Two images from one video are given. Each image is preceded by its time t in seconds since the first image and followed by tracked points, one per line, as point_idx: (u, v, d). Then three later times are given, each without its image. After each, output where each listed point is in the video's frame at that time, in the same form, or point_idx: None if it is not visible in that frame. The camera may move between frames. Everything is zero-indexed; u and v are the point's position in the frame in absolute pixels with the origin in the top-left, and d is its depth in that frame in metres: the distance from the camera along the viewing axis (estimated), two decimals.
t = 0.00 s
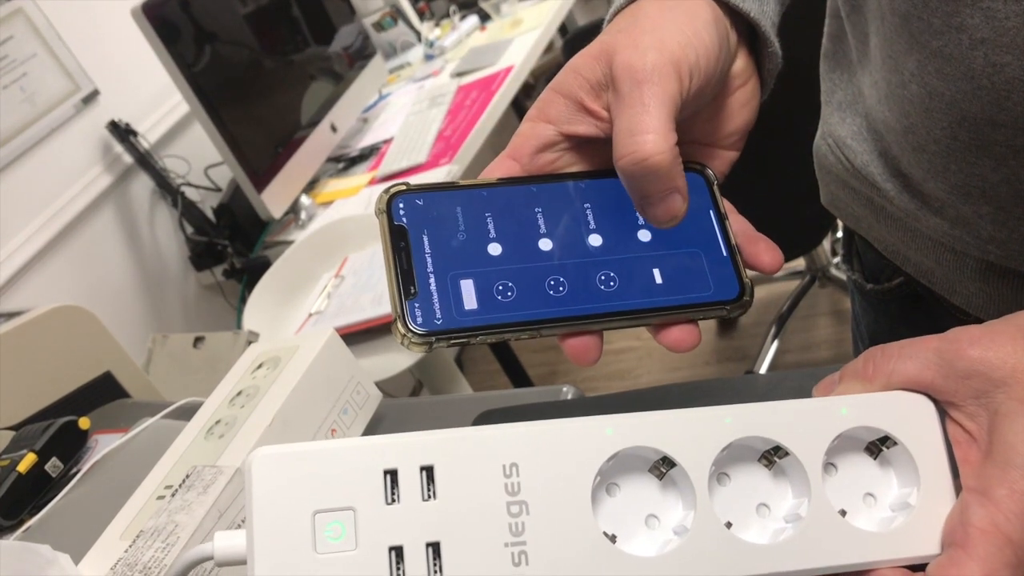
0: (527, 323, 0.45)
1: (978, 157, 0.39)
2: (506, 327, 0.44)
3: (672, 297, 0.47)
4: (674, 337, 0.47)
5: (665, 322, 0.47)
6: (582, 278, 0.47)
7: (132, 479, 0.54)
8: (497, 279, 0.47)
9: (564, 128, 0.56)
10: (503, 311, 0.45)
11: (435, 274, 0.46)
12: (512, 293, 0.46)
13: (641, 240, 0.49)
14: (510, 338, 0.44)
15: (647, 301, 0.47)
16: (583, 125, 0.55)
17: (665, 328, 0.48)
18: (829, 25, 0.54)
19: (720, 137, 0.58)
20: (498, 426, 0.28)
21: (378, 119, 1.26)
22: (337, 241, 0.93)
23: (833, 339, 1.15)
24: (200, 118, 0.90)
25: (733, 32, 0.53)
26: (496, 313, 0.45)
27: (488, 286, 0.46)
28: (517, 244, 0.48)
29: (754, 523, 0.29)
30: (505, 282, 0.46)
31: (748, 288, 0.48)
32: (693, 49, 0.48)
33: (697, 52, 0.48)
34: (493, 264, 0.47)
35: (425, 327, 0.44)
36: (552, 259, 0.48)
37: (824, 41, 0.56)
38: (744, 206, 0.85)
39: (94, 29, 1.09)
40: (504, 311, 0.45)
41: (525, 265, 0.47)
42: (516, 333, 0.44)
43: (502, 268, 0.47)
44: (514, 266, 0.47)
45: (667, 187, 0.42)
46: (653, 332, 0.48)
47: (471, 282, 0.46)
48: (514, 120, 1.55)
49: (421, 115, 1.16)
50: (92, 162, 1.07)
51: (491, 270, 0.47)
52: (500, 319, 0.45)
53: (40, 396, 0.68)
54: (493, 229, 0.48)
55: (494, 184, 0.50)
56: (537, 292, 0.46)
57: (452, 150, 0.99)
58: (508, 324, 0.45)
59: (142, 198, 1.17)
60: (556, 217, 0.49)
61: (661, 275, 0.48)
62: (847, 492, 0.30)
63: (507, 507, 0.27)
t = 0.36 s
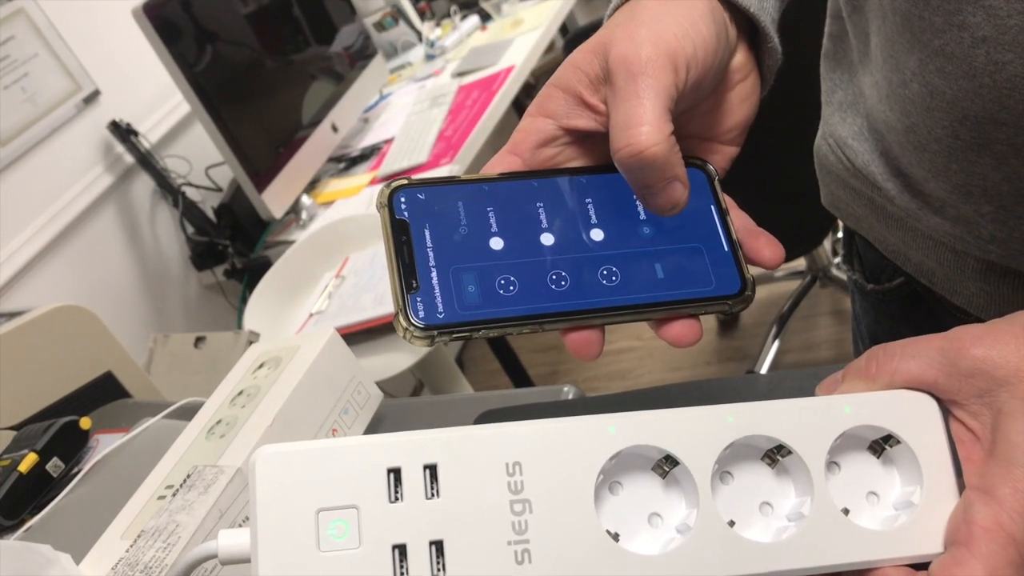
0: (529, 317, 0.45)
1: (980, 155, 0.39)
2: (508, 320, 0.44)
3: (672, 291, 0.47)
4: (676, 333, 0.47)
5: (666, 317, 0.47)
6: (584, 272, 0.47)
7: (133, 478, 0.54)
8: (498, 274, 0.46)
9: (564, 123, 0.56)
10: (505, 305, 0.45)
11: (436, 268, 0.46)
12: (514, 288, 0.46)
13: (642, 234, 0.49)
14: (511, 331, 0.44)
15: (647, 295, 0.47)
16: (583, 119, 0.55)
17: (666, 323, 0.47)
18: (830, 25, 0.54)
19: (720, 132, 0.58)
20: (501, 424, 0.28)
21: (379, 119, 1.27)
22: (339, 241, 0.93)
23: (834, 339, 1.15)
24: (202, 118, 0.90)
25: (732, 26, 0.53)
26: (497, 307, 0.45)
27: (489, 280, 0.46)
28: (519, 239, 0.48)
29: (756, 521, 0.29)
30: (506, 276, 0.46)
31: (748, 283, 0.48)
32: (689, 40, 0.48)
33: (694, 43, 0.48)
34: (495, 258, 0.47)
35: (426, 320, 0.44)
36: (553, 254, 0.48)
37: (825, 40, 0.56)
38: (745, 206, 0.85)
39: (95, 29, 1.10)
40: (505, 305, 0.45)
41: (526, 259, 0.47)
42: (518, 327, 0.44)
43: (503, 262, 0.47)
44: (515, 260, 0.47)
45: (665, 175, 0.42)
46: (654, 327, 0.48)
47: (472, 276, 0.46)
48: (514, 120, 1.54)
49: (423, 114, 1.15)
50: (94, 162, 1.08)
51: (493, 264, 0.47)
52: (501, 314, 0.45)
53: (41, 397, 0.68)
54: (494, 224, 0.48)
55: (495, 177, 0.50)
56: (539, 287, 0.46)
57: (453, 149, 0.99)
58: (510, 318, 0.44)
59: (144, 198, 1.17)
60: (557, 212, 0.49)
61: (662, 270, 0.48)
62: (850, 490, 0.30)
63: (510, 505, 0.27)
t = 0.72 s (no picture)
0: (533, 303, 0.45)
1: (983, 154, 0.39)
2: (511, 305, 0.44)
3: (673, 280, 0.47)
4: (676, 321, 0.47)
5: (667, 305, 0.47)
6: (585, 263, 0.47)
7: (135, 479, 0.54)
8: (500, 262, 0.47)
9: (561, 121, 0.56)
10: (507, 292, 0.45)
11: (439, 255, 0.46)
12: (517, 274, 0.46)
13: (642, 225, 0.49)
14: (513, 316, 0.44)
15: (648, 284, 0.47)
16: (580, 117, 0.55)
17: (666, 310, 0.48)
18: (831, 24, 0.54)
19: (716, 131, 0.58)
20: (506, 425, 0.28)
21: (379, 118, 1.27)
22: (340, 239, 0.93)
23: (836, 338, 1.15)
24: (203, 118, 0.90)
25: (728, 27, 0.53)
26: (498, 293, 0.45)
27: (490, 268, 0.46)
28: (520, 227, 0.48)
29: (761, 521, 0.29)
30: (508, 264, 0.46)
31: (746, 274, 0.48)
32: (671, 51, 0.49)
33: (676, 54, 0.49)
34: (496, 246, 0.47)
35: (431, 301, 0.44)
36: (553, 243, 0.48)
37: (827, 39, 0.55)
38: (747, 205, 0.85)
39: (96, 30, 1.10)
40: (507, 291, 0.45)
41: (527, 248, 0.47)
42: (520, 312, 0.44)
43: (505, 250, 0.47)
44: (517, 249, 0.47)
45: (609, 186, 0.44)
46: (654, 317, 0.48)
47: (474, 264, 0.46)
48: (515, 119, 1.54)
49: (424, 113, 1.15)
50: (95, 162, 1.08)
51: (493, 252, 0.47)
52: (504, 300, 0.45)
53: (42, 398, 0.68)
54: (495, 213, 0.48)
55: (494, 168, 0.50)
56: (540, 275, 0.46)
57: (455, 149, 0.99)
58: (512, 304, 0.44)
59: (145, 198, 1.17)
60: (558, 202, 0.49)
61: (663, 261, 0.48)
62: (854, 490, 0.30)
63: (515, 505, 0.27)
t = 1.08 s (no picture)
0: (536, 288, 0.44)
1: (985, 153, 0.39)
2: (514, 289, 0.44)
3: (671, 268, 0.48)
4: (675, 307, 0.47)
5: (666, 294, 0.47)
6: (583, 251, 0.47)
7: (137, 479, 0.54)
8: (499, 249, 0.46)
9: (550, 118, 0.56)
10: (508, 277, 0.45)
11: (440, 239, 0.45)
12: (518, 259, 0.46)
13: (636, 217, 0.50)
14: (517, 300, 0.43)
15: (647, 271, 0.47)
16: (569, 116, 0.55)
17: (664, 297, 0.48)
18: (831, 23, 0.54)
19: (706, 129, 0.58)
20: (507, 425, 0.28)
21: (380, 118, 1.27)
22: (342, 241, 0.93)
23: (837, 337, 1.15)
24: (204, 118, 0.90)
25: (723, 25, 0.53)
26: (500, 277, 0.45)
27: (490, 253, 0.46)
28: (518, 216, 0.48)
29: (763, 521, 0.29)
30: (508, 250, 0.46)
31: (740, 265, 0.49)
32: (648, 36, 0.49)
33: (653, 39, 0.49)
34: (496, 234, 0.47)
35: (435, 284, 0.43)
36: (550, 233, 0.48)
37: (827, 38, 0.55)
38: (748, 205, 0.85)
39: (97, 30, 1.10)
40: (508, 276, 0.45)
41: (526, 236, 0.47)
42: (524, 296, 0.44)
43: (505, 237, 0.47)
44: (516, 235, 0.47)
45: (567, 155, 0.42)
46: (652, 305, 0.49)
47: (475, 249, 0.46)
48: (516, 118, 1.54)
49: (425, 113, 1.15)
50: (97, 163, 1.08)
51: (493, 238, 0.46)
52: (507, 283, 0.44)
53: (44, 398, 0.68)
54: (493, 203, 0.48)
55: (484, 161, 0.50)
56: (540, 262, 0.46)
57: (455, 148, 0.99)
58: (516, 287, 0.44)
59: (147, 198, 1.17)
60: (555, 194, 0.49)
61: (660, 251, 0.49)
62: (856, 490, 0.30)
63: (517, 505, 0.27)
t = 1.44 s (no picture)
0: (530, 271, 0.44)
1: (986, 151, 0.39)
2: (509, 273, 0.44)
3: (666, 253, 0.48)
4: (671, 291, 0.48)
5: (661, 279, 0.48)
6: (577, 236, 0.47)
7: (138, 477, 0.54)
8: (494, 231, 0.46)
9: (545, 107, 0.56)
10: (503, 259, 0.45)
11: (435, 222, 0.45)
12: (513, 242, 0.46)
13: (631, 204, 0.50)
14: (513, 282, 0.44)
15: (641, 256, 0.47)
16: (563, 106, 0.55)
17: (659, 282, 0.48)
18: (831, 21, 0.54)
19: (699, 124, 0.59)
20: (507, 420, 0.28)
21: (381, 117, 1.27)
22: (342, 238, 0.93)
23: (839, 336, 1.14)
24: (206, 117, 0.90)
25: (717, 19, 0.53)
26: (495, 258, 0.45)
27: (486, 234, 0.46)
28: (513, 198, 0.47)
29: (762, 517, 0.29)
30: (503, 232, 0.46)
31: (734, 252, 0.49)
32: (634, 20, 0.49)
33: (640, 23, 0.49)
34: (491, 217, 0.46)
35: (429, 266, 0.43)
36: (546, 216, 0.47)
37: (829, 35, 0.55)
38: (749, 203, 0.85)
39: (98, 29, 1.10)
40: (503, 257, 0.45)
41: (521, 219, 0.47)
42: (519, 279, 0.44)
43: (499, 219, 0.46)
44: (511, 217, 0.47)
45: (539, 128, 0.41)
46: (648, 289, 0.49)
47: (471, 231, 0.45)
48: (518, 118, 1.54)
49: (426, 112, 1.15)
50: (98, 162, 1.08)
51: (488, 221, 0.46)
52: (501, 265, 0.44)
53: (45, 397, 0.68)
54: (488, 188, 0.48)
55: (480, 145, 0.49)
56: (535, 245, 0.46)
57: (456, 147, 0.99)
58: (510, 269, 0.44)
59: (148, 197, 1.17)
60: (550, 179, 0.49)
61: (654, 236, 0.49)
62: (856, 486, 0.30)
63: (516, 499, 0.27)
